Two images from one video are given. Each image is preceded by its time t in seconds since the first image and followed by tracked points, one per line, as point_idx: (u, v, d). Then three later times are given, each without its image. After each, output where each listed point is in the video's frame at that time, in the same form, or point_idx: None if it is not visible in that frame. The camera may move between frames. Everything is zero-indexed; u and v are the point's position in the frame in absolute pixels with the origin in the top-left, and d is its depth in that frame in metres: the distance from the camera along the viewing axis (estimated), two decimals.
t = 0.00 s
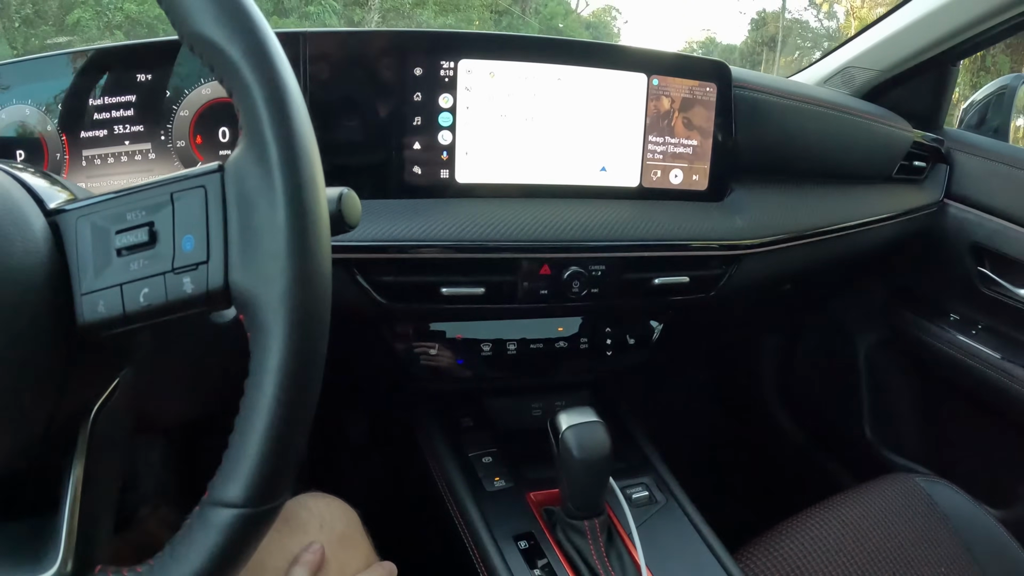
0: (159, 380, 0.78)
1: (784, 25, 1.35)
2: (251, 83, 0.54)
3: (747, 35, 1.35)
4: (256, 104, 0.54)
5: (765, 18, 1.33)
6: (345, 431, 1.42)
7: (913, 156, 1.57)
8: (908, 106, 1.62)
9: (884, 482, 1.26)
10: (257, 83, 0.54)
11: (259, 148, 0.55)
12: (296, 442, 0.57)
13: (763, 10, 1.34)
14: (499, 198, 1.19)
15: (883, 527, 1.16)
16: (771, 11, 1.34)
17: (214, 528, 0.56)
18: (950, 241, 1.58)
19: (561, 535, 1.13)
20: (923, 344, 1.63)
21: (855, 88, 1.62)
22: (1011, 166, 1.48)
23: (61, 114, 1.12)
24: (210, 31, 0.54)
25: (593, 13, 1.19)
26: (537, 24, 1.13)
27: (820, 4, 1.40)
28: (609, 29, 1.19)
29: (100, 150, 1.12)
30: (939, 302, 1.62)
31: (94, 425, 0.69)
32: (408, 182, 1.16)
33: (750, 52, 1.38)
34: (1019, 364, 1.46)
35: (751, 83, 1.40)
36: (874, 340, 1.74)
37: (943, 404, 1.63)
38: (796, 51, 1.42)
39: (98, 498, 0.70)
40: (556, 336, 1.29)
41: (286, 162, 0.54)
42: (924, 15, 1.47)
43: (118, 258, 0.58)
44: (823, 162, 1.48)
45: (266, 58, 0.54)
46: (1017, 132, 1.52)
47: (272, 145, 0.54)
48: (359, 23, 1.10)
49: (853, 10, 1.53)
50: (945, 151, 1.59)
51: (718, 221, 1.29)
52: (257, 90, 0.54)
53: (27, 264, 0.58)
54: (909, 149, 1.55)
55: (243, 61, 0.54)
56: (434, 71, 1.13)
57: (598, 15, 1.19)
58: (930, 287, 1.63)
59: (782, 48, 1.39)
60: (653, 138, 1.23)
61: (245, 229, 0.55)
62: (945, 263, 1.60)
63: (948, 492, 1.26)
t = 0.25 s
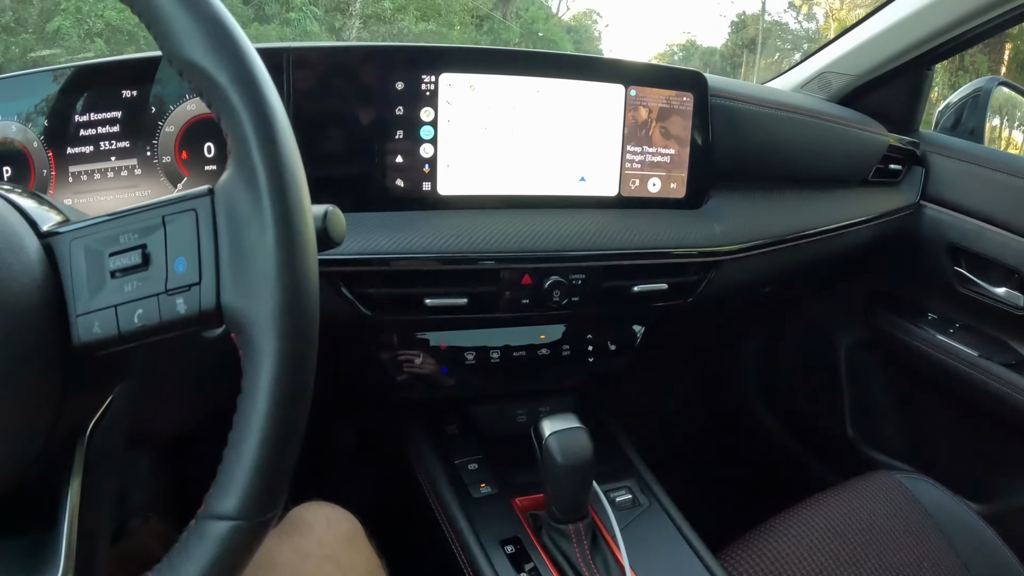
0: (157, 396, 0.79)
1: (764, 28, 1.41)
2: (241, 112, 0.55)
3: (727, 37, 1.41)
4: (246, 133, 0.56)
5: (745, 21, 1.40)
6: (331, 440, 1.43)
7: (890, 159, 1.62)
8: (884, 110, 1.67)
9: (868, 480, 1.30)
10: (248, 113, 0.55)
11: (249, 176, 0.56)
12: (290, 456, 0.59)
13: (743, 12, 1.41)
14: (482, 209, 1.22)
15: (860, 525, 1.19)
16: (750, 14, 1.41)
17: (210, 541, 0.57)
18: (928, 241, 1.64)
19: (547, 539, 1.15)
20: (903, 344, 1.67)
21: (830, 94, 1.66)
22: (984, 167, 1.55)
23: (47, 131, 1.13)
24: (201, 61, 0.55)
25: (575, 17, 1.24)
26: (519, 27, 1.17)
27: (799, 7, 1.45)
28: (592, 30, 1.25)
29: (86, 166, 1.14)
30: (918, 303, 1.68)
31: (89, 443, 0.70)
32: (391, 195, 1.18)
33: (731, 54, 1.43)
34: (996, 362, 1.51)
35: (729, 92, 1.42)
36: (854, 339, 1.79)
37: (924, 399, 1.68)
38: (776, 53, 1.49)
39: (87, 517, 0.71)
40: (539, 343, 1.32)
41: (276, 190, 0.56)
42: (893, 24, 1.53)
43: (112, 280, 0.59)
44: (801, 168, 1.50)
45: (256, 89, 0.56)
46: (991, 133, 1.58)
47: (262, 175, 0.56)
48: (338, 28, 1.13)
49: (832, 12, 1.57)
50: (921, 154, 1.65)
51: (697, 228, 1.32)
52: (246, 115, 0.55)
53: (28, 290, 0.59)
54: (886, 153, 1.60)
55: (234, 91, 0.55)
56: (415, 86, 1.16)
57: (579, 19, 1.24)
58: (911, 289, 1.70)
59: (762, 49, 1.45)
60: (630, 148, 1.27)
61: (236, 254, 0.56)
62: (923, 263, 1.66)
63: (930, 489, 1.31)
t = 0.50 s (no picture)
0: (158, 445, 0.81)
1: (740, 28, 1.47)
2: (229, 182, 0.57)
3: (705, 37, 1.48)
4: (234, 202, 0.57)
5: (722, 21, 1.46)
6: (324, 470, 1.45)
7: (866, 172, 1.66)
8: (861, 121, 1.72)
9: (854, 485, 1.34)
10: (235, 182, 0.57)
11: (240, 244, 0.58)
12: (293, 515, 0.61)
13: (720, 13, 1.47)
14: (465, 241, 1.25)
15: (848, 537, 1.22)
16: (728, 15, 1.47)
17: None
18: (904, 253, 1.70)
19: (538, 561, 1.18)
20: (884, 353, 1.73)
21: (809, 106, 1.74)
22: (962, 177, 1.59)
23: (32, 173, 1.13)
24: (187, 133, 0.57)
25: (555, 20, 1.38)
26: (497, 31, 1.23)
27: (777, 6, 1.48)
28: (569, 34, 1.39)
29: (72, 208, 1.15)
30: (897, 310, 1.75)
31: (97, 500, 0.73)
32: (375, 230, 1.22)
33: (710, 54, 1.48)
34: (975, 369, 1.56)
35: (706, 115, 1.48)
36: (835, 347, 1.84)
37: (905, 405, 1.72)
38: (753, 53, 1.53)
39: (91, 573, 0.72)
40: (525, 369, 1.34)
41: (266, 256, 0.58)
42: (866, 39, 1.59)
43: (113, 351, 0.61)
44: (773, 186, 1.55)
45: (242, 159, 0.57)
46: (968, 135, 1.62)
47: (252, 242, 0.58)
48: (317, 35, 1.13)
49: (808, 12, 1.59)
50: (898, 165, 1.70)
51: (677, 254, 1.36)
52: (237, 190, 0.57)
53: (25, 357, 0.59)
54: (862, 167, 1.64)
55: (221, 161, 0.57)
56: (397, 121, 1.19)
57: (559, 22, 1.38)
58: (893, 299, 1.76)
59: (739, 50, 1.50)
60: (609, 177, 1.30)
61: (234, 322, 0.59)
62: (903, 273, 1.72)
63: (909, 492, 1.33)
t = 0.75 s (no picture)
0: (193, 470, 0.89)
1: (720, 26, 1.64)
2: (268, 237, 0.65)
3: (688, 36, 1.66)
4: (274, 254, 0.66)
5: (702, 19, 1.64)
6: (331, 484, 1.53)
7: (841, 185, 1.82)
8: (837, 136, 1.89)
9: (835, 481, 1.46)
10: (274, 237, 0.66)
11: (282, 289, 0.67)
12: (335, 532, 0.70)
13: (701, 12, 1.64)
14: (467, 267, 1.39)
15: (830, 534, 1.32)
16: (708, 14, 1.64)
17: None
18: (881, 260, 1.82)
19: (539, 559, 1.28)
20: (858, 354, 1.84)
21: (786, 121, 1.90)
22: (930, 187, 1.70)
23: (51, 210, 1.22)
24: (229, 196, 0.65)
25: (535, 20, 1.57)
26: (478, 33, 1.49)
27: (755, 6, 1.64)
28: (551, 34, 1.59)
29: (91, 243, 1.24)
30: (873, 313, 1.87)
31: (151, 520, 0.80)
32: (380, 259, 1.35)
33: (692, 51, 1.68)
34: (944, 369, 1.66)
35: (688, 143, 1.58)
36: (811, 351, 1.95)
37: (879, 406, 1.81)
38: (734, 52, 1.70)
39: None
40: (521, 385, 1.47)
41: (306, 299, 0.67)
42: (840, 59, 1.71)
43: (172, 393, 0.70)
44: (751, 202, 1.66)
45: (279, 216, 0.66)
46: (942, 139, 1.73)
47: (293, 288, 0.66)
48: (298, 40, 1.34)
49: (788, 10, 1.67)
50: (871, 177, 1.84)
51: (661, 272, 1.52)
52: (281, 251, 0.66)
53: (91, 397, 0.68)
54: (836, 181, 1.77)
55: (260, 219, 0.65)
56: (399, 157, 1.32)
57: (541, 23, 1.58)
58: (864, 305, 1.88)
59: (721, 48, 1.69)
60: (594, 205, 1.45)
61: (284, 361, 0.69)
62: (872, 285, 1.85)
63: (885, 487, 1.46)
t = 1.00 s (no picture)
0: (183, 487, 0.89)
1: (707, 28, 1.68)
2: (253, 257, 0.66)
3: (676, 38, 1.71)
4: (259, 274, 0.67)
5: (688, 21, 1.68)
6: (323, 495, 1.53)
7: (826, 189, 1.85)
8: (821, 139, 1.92)
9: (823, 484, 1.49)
10: (259, 257, 0.66)
11: (268, 308, 0.68)
12: (324, 549, 0.69)
13: (687, 14, 1.68)
14: (454, 277, 1.41)
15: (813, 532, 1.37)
16: (694, 15, 1.68)
17: None
18: (864, 262, 1.86)
19: (529, 566, 1.28)
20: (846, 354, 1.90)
21: (771, 125, 1.92)
22: (916, 189, 1.75)
23: (38, 227, 1.22)
24: (215, 218, 0.65)
25: (521, 24, 1.61)
26: (465, 37, 1.54)
27: (742, 7, 1.69)
28: (537, 36, 1.64)
29: (78, 258, 1.25)
30: (860, 316, 1.90)
31: (142, 536, 0.80)
32: (366, 270, 1.37)
33: (678, 53, 1.72)
34: (932, 370, 1.70)
35: (670, 151, 1.59)
36: (802, 352, 2.02)
37: (868, 407, 1.88)
38: (721, 52, 1.75)
39: None
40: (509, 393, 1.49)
41: (291, 319, 0.68)
42: (825, 63, 1.74)
43: (160, 413, 0.70)
44: (740, 206, 1.68)
45: (264, 236, 0.66)
46: (928, 139, 1.77)
47: (278, 307, 0.67)
48: (284, 45, 1.39)
49: (773, 11, 1.71)
50: (855, 179, 1.87)
51: (648, 279, 1.55)
52: (266, 273, 0.67)
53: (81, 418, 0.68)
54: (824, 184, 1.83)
55: (246, 240, 0.66)
56: (384, 169, 1.33)
57: (526, 26, 1.61)
58: (854, 306, 1.91)
59: (706, 49, 1.73)
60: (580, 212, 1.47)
61: (270, 380, 0.70)
62: (865, 281, 1.87)
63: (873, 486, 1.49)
